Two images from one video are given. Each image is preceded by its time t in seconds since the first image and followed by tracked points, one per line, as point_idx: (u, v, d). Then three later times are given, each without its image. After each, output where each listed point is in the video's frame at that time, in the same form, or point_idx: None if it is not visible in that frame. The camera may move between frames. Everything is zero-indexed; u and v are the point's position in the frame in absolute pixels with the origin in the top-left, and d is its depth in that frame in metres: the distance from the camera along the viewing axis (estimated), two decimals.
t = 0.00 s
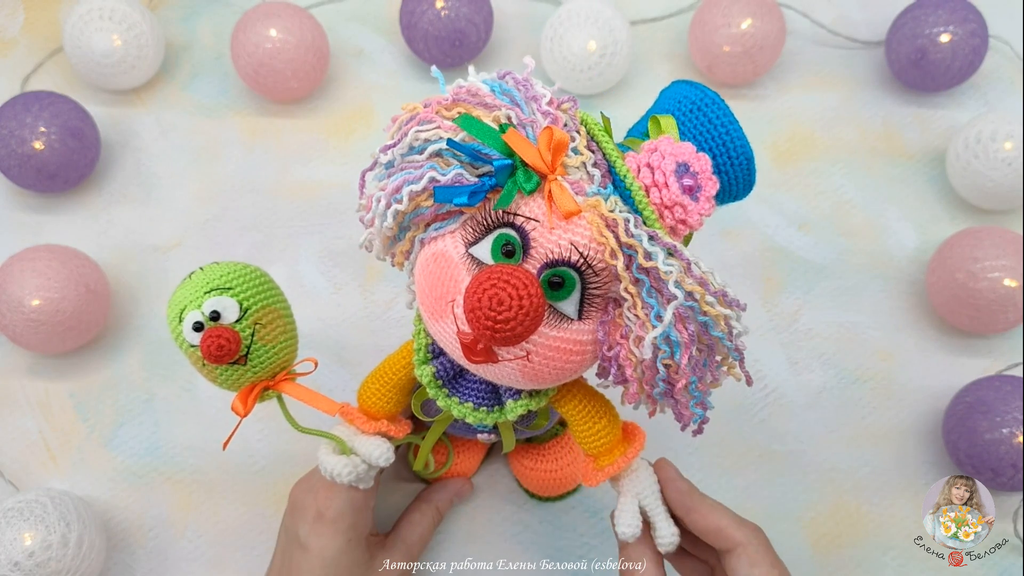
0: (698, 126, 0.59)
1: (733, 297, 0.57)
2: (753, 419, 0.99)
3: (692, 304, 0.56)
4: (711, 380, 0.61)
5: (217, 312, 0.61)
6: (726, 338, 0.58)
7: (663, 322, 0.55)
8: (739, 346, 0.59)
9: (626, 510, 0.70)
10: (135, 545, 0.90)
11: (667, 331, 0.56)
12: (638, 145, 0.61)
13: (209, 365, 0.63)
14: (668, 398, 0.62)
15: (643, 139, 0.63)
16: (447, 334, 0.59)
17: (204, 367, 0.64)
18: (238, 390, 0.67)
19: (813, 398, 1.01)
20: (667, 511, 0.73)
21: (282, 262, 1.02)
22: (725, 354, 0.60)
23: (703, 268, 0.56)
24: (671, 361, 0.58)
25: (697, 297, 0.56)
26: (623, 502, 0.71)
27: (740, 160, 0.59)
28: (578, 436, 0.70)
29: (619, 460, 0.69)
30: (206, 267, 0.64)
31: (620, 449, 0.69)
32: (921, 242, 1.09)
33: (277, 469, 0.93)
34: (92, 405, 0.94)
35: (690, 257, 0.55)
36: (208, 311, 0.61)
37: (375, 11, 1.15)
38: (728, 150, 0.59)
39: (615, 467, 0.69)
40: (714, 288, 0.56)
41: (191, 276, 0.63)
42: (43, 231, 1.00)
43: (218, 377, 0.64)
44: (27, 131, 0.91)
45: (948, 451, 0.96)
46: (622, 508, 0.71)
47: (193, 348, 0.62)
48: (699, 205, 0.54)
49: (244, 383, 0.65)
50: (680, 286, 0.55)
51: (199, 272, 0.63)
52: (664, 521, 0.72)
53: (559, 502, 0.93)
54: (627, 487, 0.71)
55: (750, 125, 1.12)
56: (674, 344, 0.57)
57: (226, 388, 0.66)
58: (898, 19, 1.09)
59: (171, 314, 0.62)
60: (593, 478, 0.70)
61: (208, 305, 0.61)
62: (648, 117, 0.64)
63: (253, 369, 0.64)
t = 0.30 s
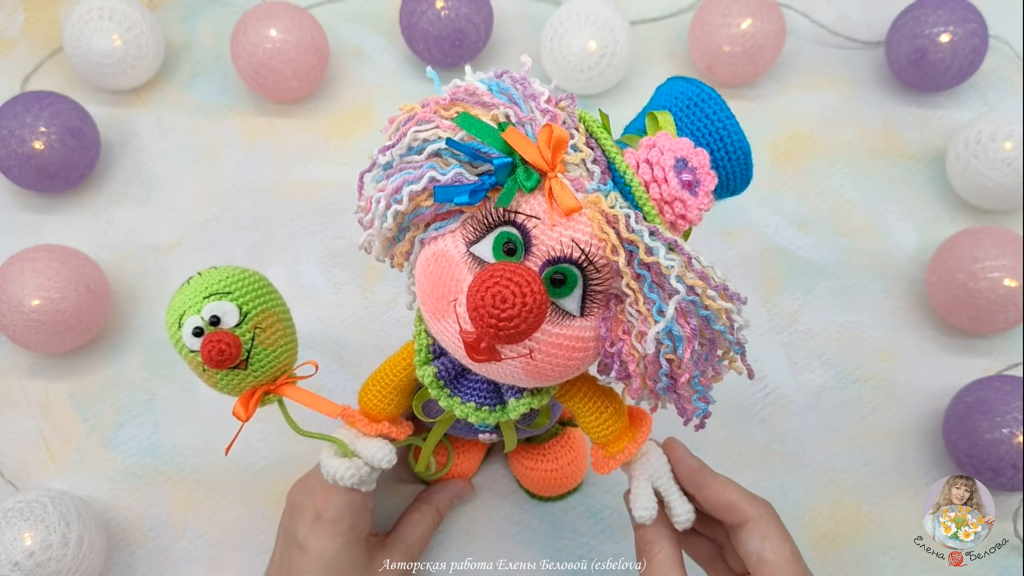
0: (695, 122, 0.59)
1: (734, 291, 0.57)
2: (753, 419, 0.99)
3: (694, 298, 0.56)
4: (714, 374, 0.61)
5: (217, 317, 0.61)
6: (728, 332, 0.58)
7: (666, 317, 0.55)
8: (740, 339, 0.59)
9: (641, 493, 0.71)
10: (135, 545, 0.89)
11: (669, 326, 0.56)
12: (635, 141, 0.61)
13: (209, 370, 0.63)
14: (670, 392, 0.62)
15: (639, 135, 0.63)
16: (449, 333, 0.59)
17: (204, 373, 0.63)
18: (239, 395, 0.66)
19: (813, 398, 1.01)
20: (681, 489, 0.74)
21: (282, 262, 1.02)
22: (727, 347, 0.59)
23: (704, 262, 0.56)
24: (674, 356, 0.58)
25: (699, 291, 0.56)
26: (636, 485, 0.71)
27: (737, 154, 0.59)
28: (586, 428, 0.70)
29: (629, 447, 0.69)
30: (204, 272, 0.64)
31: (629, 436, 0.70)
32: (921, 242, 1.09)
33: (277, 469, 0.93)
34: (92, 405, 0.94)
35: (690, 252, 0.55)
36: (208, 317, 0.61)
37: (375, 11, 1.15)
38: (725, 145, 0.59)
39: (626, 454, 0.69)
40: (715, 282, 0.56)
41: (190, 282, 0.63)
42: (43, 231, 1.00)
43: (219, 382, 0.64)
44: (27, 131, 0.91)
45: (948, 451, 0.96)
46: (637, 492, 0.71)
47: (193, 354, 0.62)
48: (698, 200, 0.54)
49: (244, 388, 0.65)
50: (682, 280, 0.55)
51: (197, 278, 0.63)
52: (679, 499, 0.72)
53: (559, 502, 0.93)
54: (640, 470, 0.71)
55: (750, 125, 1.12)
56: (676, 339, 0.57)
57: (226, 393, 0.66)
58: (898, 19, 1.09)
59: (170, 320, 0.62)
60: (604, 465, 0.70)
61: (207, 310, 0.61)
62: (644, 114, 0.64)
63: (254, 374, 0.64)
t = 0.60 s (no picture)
0: (685, 109, 0.60)
1: (733, 272, 0.57)
2: (753, 419, 0.99)
3: (695, 281, 0.56)
4: (717, 357, 0.61)
5: (216, 329, 0.60)
6: (730, 313, 0.58)
7: (669, 302, 0.56)
8: (741, 321, 0.59)
9: (657, 461, 0.72)
10: (135, 546, 0.89)
11: (673, 310, 0.56)
12: (626, 130, 0.61)
13: (210, 383, 0.61)
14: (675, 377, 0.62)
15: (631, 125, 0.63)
16: (453, 330, 0.59)
17: (205, 387, 0.62)
18: (241, 407, 0.65)
19: (814, 398, 1.01)
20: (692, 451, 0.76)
21: (282, 262, 1.02)
22: (728, 330, 0.60)
23: (703, 245, 0.56)
24: (678, 340, 0.58)
25: (700, 274, 0.56)
26: (650, 454, 0.72)
27: (728, 140, 0.60)
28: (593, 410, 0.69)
29: (638, 421, 0.69)
30: (199, 284, 0.63)
31: (637, 412, 0.70)
32: (921, 242, 1.09)
33: (277, 470, 0.93)
34: (92, 405, 0.94)
35: (689, 236, 0.56)
36: (206, 329, 0.60)
37: (375, 11, 1.15)
38: (715, 131, 0.59)
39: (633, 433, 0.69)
40: (714, 264, 0.56)
41: (185, 294, 0.62)
42: (44, 231, 1.00)
43: (220, 395, 0.63)
44: (27, 131, 0.91)
45: (948, 451, 0.96)
46: (652, 462, 0.72)
47: (193, 368, 0.61)
48: (693, 184, 0.55)
49: (246, 400, 0.64)
50: (683, 264, 0.55)
51: (193, 290, 0.62)
52: (693, 461, 0.74)
53: (559, 501, 0.93)
54: (653, 441, 0.72)
55: (750, 125, 1.12)
56: (680, 323, 0.57)
57: (228, 405, 0.64)
58: (898, 18, 1.09)
59: (168, 335, 0.61)
60: (615, 442, 0.70)
61: (206, 322, 0.60)
62: (633, 103, 0.64)
63: (256, 385, 0.63)
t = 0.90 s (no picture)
0: (667, 97, 0.60)
1: (729, 254, 0.57)
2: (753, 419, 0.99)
3: (694, 265, 0.56)
4: (717, 340, 0.61)
5: (213, 353, 0.59)
6: (728, 295, 0.58)
7: (670, 288, 0.56)
8: (740, 301, 0.60)
9: (669, 421, 0.75)
10: (135, 545, 0.90)
11: (674, 296, 0.56)
12: (612, 123, 0.60)
13: (211, 409, 0.61)
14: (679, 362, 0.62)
15: (613, 116, 0.62)
16: (457, 334, 0.59)
17: (206, 413, 0.62)
18: (244, 430, 0.65)
19: (813, 398, 1.01)
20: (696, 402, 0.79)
21: (282, 262, 1.02)
22: (727, 311, 0.60)
23: (698, 230, 0.56)
24: (681, 325, 0.58)
25: (698, 258, 0.56)
26: (661, 414, 0.75)
27: (710, 125, 0.60)
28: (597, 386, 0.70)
29: (645, 389, 0.70)
30: (190, 309, 0.62)
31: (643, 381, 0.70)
32: (921, 242, 1.09)
33: (277, 470, 0.93)
34: (92, 405, 0.94)
35: (685, 221, 0.56)
36: (203, 354, 0.59)
37: (375, 12, 1.15)
38: (698, 117, 0.60)
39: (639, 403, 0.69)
40: (711, 247, 0.57)
41: (176, 320, 0.61)
42: (44, 231, 1.00)
43: (222, 420, 0.62)
44: (27, 131, 0.91)
45: (948, 451, 0.96)
46: (663, 420, 0.75)
47: (192, 395, 0.60)
48: (682, 170, 0.55)
49: (248, 422, 0.64)
50: (681, 250, 0.55)
51: (184, 316, 0.61)
52: (699, 412, 0.77)
53: (558, 501, 0.93)
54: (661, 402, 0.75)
55: (749, 125, 1.12)
56: (682, 308, 0.57)
57: (230, 429, 0.64)
58: (898, 18, 1.09)
59: (163, 363, 0.60)
60: (624, 412, 0.71)
61: (202, 347, 0.59)
62: (614, 95, 0.64)
63: (257, 407, 0.63)
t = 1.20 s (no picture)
0: (658, 89, 0.60)
1: (727, 244, 0.58)
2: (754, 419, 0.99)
3: (694, 256, 0.56)
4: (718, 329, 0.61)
5: (213, 364, 0.59)
6: (728, 284, 0.58)
7: (671, 280, 0.56)
8: (739, 290, 0.60)
9: (665, 403, 0.76)
10: (135, 546, 0.89)
11: (675, 287, 0.57)
12: (604, 117, 0.60)
13: (213, 421, 0.61)
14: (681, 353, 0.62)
15: (605, 110, 0.62)
16: (460, 334, 0.59)
17: (208, 425, 0.62)
18: (247, 440, 0.65)
19: (814, 398, 1.01)
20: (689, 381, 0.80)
21: (282, 263, 1.02)
22: (727, 301, 0.60)
23: (696, 220, 0.57)
24: (683, 317, 0.58)
25: (697, 248, 0.56)
26: (657, 398, 0.76)
27: (703, 115, 0.60)
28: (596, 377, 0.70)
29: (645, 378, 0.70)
30: (186, 322, 0.62)
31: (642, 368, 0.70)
32: (921, 242, 1.09)
33: (277, 470, 0.93)
34: (93, 405, 0.94)
35: (682, 212, 0.56)
36: (204, 366, 0.59)
37: (375, 12, 1.15)
38: (690, 108, 0.60)
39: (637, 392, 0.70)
40: (709, 237, 0.57)
41: (173, 333, 0.61)
42: (44, 231, 1.00)
43: (225, 431, 0.62)
44: (27, 131, 0.91)
45: (948, 451, 0.96)
46: (660, 403, 0.76)
47: (194, 407, 0.60)
48: (677, 162, 0.56)
49: (251, 433, 0.64)
50: (680, 241, 0.56)
51: (181, 328, 0.61)
52: (693, 391, 0.78)
53: (559, 501, 0.93)
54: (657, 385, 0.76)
55: (749, 125, 1.12)
56: (683, 299, 0.57)
57: (232, 440, 0.64)
58: (898, 18, 1.09)
59: (163, 377, 0.60)
60: (623, 398, 0.71)
61: (202, 359, 0.59)
62: (605, 89, 0.64)
63: (259, 416, 0.63)
